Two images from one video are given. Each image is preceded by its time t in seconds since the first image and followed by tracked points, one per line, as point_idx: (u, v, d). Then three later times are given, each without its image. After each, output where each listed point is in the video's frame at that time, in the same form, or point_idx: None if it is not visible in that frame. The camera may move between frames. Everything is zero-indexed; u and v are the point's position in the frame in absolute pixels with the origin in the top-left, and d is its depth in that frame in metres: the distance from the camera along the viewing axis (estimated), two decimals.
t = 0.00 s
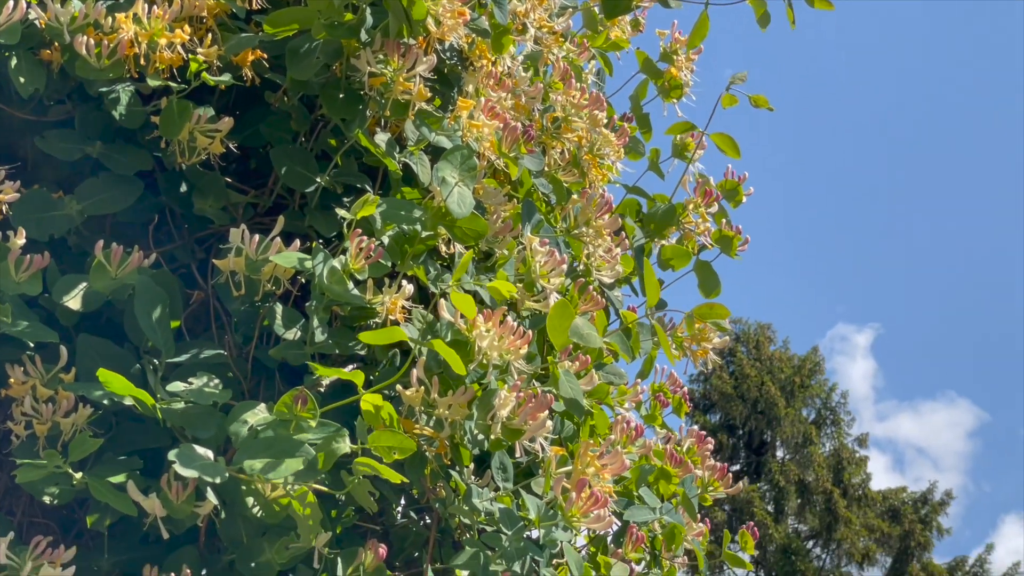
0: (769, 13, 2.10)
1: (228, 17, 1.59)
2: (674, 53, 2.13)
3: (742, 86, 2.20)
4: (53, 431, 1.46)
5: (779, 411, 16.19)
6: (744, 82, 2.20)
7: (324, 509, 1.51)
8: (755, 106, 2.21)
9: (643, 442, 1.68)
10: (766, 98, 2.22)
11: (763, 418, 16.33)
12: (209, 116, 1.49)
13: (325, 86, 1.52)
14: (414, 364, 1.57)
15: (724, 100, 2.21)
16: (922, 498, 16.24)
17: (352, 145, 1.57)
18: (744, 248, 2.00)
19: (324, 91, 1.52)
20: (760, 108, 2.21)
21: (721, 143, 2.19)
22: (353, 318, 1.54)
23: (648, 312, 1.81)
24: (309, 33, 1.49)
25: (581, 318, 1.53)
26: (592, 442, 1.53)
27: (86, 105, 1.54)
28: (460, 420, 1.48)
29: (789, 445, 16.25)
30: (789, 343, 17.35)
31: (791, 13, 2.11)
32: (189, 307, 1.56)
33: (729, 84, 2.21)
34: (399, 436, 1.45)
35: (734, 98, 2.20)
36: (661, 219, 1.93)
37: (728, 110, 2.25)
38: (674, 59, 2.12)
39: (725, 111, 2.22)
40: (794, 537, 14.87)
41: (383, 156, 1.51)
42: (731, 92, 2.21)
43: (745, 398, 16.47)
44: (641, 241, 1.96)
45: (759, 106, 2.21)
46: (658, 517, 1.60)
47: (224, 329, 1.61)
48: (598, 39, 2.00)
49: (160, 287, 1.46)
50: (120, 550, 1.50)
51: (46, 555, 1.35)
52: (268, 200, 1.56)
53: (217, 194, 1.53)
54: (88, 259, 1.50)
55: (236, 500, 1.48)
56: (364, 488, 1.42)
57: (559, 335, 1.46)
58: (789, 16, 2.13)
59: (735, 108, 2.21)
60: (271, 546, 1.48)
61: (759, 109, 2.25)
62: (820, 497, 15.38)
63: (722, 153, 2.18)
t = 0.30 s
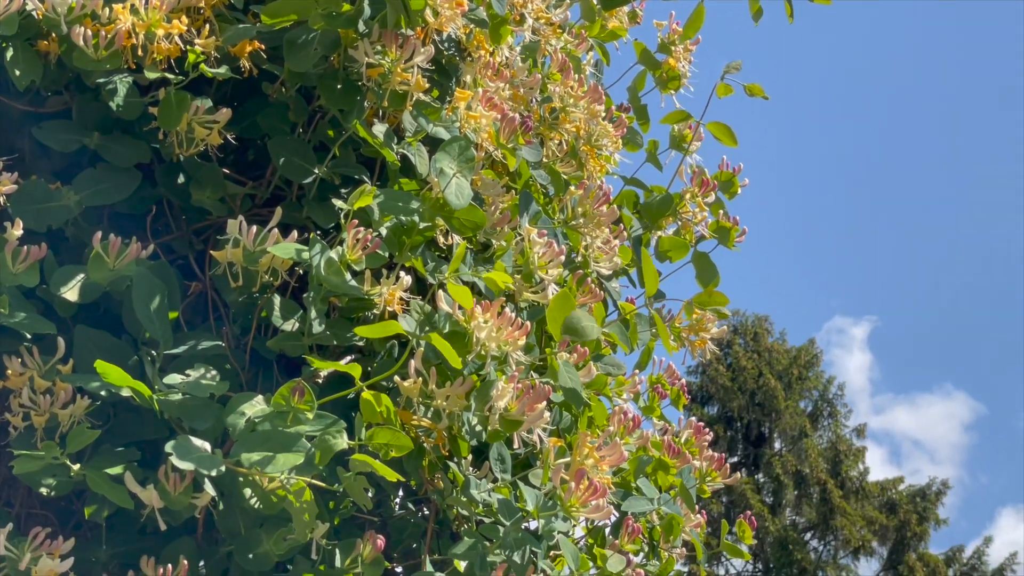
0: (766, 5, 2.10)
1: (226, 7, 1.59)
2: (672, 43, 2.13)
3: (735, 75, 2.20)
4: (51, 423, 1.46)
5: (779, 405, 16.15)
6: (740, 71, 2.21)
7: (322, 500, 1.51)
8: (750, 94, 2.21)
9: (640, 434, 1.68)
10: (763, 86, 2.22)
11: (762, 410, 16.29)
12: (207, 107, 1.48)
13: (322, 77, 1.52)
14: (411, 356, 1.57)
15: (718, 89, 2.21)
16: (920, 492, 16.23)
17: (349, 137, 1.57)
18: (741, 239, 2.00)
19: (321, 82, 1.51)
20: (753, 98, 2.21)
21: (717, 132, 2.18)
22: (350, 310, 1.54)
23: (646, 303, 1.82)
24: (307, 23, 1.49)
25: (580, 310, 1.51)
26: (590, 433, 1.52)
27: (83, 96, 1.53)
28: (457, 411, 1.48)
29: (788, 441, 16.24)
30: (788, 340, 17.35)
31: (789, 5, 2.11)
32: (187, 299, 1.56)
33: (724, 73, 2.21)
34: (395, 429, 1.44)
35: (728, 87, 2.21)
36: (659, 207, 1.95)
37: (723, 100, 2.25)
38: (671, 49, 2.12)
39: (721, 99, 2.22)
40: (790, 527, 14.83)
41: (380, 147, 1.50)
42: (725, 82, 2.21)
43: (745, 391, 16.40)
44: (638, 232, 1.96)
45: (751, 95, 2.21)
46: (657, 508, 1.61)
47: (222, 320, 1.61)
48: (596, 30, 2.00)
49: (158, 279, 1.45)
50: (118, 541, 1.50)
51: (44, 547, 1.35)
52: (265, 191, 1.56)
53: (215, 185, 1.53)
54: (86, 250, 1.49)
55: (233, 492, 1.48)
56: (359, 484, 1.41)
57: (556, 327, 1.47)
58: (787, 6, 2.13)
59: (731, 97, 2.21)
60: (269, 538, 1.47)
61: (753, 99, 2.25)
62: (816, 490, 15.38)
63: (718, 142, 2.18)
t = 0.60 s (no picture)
0: None
1: None
2: (670, 36, 2.13)
3: (729, 65, 2.20)
4: (49, 415, 1.46)
5: (779, 403, 16.16)
6: (733, 62, 2.21)
7: (320, 494, 1.51)
8: (743, 85, 2.21)
9: (639, 426, 1.70)
10: (757, 77, 2.22)
11: (762, 405, 16.27)
12: (205, 99, 1.49)
13: (320, 69, 1.51)
14: (410, 348, 1.57)
15: (713, 80, 2.21)
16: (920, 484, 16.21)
17: (348, 129, 1.57)
18: (738, 231, 1.98)
19: (319, 74, 1.51)
20: (747, 89, 2.21)
21: (714, 123, 2.18)
22: (348, 302, 1.54)
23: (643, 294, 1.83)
24: (305, 15, 1.49)
25: (577, 302, 1.53)
26: (587, 428, 1.52)
27: (81, 88, 1.54)
28: (455, 403, 1.48)
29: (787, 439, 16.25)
30: (788, 338, 17.34)
31: None
32: (185, 291, 1.56)
33: (718, 64, 2.21)
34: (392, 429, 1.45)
35: (723, 79, 2.21)
36: (658, 199, 1.97)
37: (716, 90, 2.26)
38: (670, 42, 2.13)
39: (715, 90, 2.22)
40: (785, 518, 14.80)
41: (378, 139, 1.50)
42: (720, 73, 2.21)
43: (745, 387, 16.37)
44: (636, 224, 1.98)
45: (745, 84, 2.21)
46: (655, 501, 1.62)
47: (220, 313, 1.61)
48: (595, 23, 2.00)
49: (155, 271, 1.45)
50: (116, 534, 1.50)
51: (42, 539, 1.35)
52: (263, 184, 1.56)
53: (213, 178, 1.53)
54: (84, 242, 1.49)
55: (232, 484, 1.48)
56: (354, 481, 1.41)
57: (554, 319, 1.46)
58: None
59: (724, 88, 2.21)
60: (268, 532, 1.47)
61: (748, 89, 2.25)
62: (815, 488, 15.39)
63: (715, 132, 2.18)
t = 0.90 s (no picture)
0: None
1: None
2: (669, 30, 2.13)
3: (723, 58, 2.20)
4: (47, 408, 1.46)
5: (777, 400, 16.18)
6: (728, 54, 2.21)
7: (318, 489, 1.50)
8: (738, 78, 2.21)
9: (637, 420, 1.71)
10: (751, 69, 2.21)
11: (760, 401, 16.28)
12: (203, 92, 1.47)
13: (318, 62, 1.51)
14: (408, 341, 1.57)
15: (707, 75, 2.21)
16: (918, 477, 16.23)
17: (347, 121, 1.58)
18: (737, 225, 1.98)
19: (317, 67, 1.51)
20: (743, 81, 2.21)
21: (711, 116, 2.19)
22: (347, 295, 1.54)
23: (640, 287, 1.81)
24: (303, 7, 1.49)
25: (576, 295, 1.51)
26: (587, 419, 1.53)
27: (79, 81, 1.53)
28: (454, 396, 1.47)
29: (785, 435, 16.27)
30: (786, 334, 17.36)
31: None
32: (183, 285, 1.56)
33: (713, 57, 2.21)
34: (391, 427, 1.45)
35: (717, 71, 2.20)
36: (654, 188, 1.98)
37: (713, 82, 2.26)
38: (668, 35, 2.13)
39: (710, 83, 2.22)
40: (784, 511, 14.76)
41: (377, 133, 1.50)
42: (714, 65, 2.21)
43: (743, 381, 16.41)
44: (634, 216, 1.99)
45: (739, 79, 2.21)
46: (654, 494, 1.62)
47: (219, 306, 1.61)
48: (593, 16, 2.00)
49: (151, 264, 1.44)
50: (114, 527, 1.50)
51: (39, 531, 1.35)
52: (262, 177, 1.56)
53: (212, 170, 1.52)
54: (83, 235, 1.49)
55: (229, 478, 1.47)
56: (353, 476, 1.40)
57: (553, 312, 1.47)
58: None
59: (719, 81, 2.21)
60: (266, 525, 1.46)
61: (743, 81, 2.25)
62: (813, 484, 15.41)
63: (712, 125, 2.18)
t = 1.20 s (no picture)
0: None
1: None
2: (669, 23, 2.14)
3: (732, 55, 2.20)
4: (46, 401, 1.46)
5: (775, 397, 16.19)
6: (736, 51, 2.21)
7: (318, 481, 1.50)
8: (746, 76, 2.21)
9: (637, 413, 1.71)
10: (759, 68, 2.22)
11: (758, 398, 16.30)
12: (202, 85, 1.47)
13: (318, 55, 1.51)
14: (407, 334, 1.57)
15: (716, 70, 2.21)
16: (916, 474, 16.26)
17: (346, 114, 1.58)
18: (737, 219, 1.98)
19: (316, 59, 1.51)
20: (751, 79, 2.21)
21: (715, 114, 2.19)
22: (347, 288, 1.54)
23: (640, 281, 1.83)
24: None
25: (574, 287, 1.54)
26: (586, 413, 1.52)
27: (78, 73, 1.53)
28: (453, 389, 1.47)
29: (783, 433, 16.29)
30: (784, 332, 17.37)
31: None
32: (182, 277, 1.56)
33: (721, 54, 2.21)
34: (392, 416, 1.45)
35: (725, 67, 2.21)
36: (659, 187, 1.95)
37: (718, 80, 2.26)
38: (668, 29, 2.13)
39: (717, 80, 2.22)
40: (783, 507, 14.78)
41: (376, 126, 1.50)
42: (723, 63, 2.21)
43: (740, 377, 16.44)
44: (635, 212, 1.99)
45: (747, 76, 2.21)
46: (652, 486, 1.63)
47: (217, 299, 1.61)
48: (592, 10, 2.01)
49: (151, 257, 1.44)
50: (113, 520, 1.50)
51: (38, 524, 1.35)
52: (261, 170, 1.56)
53: (211, 163, 1.52)
54: (81, 228, 1.49)
55: (229, 471, 1.47)
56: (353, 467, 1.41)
57: (554, 305, 1.47)
58: None
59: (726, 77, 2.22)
60: (266, 517, 1.46)
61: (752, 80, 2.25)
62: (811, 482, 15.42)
63: (715, 121, 2.18)
